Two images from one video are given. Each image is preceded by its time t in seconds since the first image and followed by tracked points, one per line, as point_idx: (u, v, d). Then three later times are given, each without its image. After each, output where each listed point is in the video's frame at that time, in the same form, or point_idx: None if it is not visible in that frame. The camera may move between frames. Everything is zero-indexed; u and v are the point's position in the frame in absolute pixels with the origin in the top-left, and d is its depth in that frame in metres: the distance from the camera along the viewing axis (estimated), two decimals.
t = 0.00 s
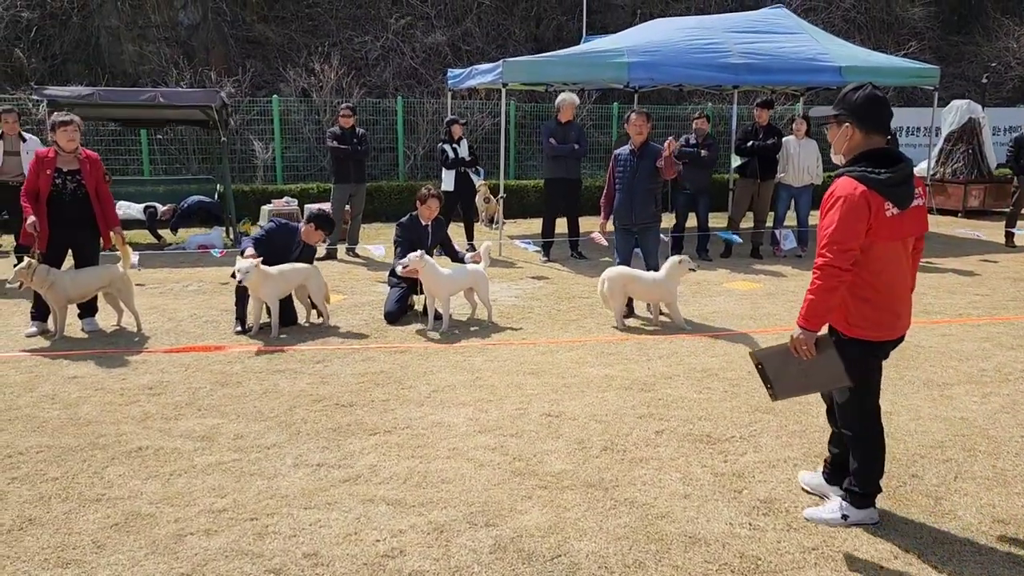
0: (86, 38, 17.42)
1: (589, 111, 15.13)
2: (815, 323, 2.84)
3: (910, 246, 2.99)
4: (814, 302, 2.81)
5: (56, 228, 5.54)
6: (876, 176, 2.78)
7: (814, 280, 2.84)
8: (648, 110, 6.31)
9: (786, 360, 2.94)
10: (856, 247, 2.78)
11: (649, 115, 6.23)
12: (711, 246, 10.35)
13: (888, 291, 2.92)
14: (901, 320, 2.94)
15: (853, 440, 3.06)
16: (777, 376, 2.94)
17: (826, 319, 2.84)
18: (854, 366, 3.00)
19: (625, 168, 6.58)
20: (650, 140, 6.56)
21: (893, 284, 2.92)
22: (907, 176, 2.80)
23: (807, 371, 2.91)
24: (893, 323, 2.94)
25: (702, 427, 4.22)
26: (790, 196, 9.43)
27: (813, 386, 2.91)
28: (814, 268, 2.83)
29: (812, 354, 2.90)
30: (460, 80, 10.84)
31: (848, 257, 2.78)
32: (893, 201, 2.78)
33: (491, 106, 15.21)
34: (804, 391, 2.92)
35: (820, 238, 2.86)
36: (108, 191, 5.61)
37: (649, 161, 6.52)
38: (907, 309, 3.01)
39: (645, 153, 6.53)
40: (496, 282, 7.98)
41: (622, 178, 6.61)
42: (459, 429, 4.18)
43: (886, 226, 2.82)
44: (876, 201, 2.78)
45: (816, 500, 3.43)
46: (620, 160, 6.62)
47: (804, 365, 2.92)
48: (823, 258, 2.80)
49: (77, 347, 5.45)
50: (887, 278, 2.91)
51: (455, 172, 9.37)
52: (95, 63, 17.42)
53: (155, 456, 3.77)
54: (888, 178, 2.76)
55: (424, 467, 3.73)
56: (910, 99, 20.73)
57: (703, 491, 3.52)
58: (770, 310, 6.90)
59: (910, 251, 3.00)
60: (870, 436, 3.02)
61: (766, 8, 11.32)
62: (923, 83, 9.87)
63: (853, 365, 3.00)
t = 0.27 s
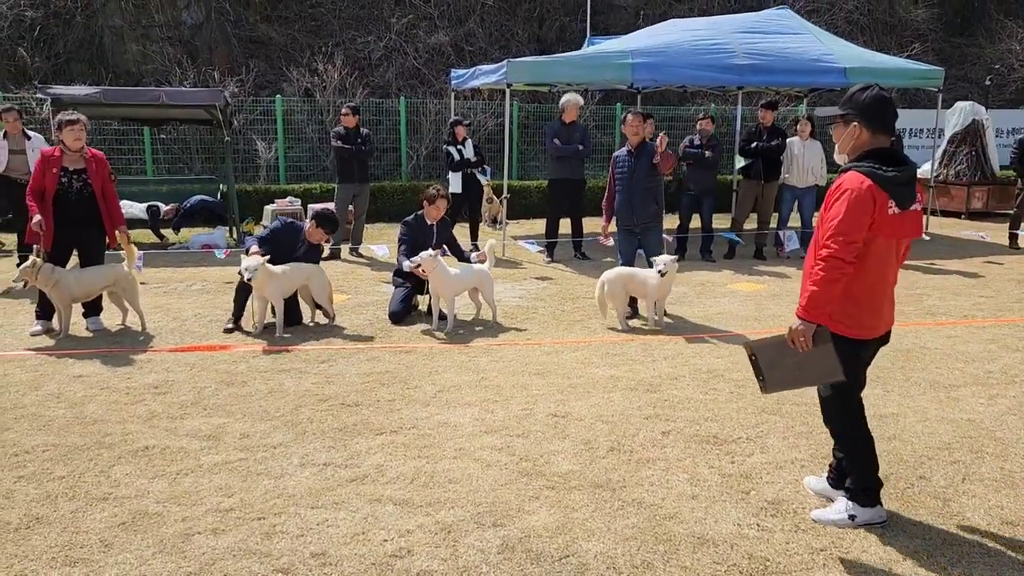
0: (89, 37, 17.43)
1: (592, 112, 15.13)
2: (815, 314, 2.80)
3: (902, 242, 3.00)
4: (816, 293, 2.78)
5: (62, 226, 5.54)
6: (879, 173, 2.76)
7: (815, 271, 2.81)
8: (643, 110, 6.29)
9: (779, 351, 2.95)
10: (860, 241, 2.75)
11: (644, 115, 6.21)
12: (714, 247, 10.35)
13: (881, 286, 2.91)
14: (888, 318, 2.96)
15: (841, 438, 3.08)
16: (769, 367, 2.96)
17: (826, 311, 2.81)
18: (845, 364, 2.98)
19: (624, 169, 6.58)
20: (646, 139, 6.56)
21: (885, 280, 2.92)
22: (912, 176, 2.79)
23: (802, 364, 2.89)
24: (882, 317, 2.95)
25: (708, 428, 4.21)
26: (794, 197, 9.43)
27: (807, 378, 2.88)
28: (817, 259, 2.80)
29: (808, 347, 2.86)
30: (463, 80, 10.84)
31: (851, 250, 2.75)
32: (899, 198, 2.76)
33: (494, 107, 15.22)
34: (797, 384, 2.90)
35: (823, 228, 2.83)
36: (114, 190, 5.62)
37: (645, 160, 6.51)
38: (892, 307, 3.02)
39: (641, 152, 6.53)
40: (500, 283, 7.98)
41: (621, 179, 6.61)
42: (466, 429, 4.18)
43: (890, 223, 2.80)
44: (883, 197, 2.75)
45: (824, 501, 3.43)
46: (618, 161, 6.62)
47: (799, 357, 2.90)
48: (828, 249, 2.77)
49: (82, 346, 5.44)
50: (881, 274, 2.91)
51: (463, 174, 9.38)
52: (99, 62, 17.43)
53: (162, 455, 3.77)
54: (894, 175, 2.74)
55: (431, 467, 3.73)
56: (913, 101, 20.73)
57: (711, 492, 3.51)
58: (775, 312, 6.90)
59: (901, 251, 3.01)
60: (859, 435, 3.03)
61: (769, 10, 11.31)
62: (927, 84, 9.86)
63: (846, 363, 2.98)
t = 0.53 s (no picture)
0: (94, 38, 17.46)
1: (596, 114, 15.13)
2: (822, 314, 2.78)
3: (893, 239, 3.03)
4: (821, 293, 2.76)
5: (66, 227, 5.55)
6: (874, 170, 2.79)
7: (819, 271, 2.79)
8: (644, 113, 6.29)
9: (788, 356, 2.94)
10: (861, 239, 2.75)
11: (645, 118, 6.20)
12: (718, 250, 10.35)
13: (878, 284, 2.92)
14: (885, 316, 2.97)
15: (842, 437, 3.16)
16: (779, 375, 2.96)
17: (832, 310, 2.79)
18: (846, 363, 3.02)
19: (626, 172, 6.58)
20: (648, 141, 6.52)
21: (881, 279, 2.93)
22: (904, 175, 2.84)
23: (810, 366, 2.88)
24: (877, 314, 2.96)
25: (712, 431, 4.21)
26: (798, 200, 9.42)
27: (815, 380, 2.87)
28: (819, 259, 2.78)
29: (816, 348, 2.84)
30: (467, 82, 10.84)
31: (854, 248, 2.75)
32: (895, 196, 2.78)
33: (498, 109, 15.24)
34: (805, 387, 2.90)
35: (822, 228, 2.82)
36: (118, 191, 5.63)
37: (647, 162, 6.51)
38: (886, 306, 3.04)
39: (643, 155, 6.52)
40: (504, 285, 7.97)
41: (623, 182, 6.60)
42: (470, 431, 4.17)
43: (887, 221, 2.82)
44: (880, 195, 2.77)
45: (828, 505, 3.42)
46: (620, 165, 6.63)
47: (807, 360, 2.89)
48: (831, 248, 2.75)
49: (86, 347, 5.44)
50: (878, 273, 2.91)
51: (470, 176, 9.41)
52: (103, 63, 17.46)
53: (166, 456, 3.77)
54: (890, 174, 2.77)
55: (434, 469, 3.73)
56: (917, 104, 20.70)
57: (715, 495, 3.50)
58: (780, 315, 6.89)
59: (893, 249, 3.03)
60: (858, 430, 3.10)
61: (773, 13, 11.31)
62: (931, 87, 9.85)
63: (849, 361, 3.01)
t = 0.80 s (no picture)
0: (104, 39, 17.54)
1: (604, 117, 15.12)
2: (811, 327, 2.74)
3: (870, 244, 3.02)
4: (809, 306, 2.73)
5: (74, 228, 5.57)
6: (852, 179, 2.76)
7: (805, 284, 2.75)
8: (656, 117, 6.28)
9: (778, 369, 2.88)
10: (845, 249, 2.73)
11: (657, 122, 6.19)
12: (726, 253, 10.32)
13: (860, 291, 2.91)
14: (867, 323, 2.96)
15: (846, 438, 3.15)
16: (770, 389, 2.89)
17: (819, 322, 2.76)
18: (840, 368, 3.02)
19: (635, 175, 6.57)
20: (658, 145, 6.51)
21: (863, 285, 2.91)
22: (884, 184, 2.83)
23: (799, 377, 2.83)
24: (861, 321, 2.95)
25: (719, 436, 4.19)
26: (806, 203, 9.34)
27: (805, 390, 2.82)
28: (804, 271, 2.75)
29: (805, 359, 2.80)
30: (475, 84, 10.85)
31: (839, 259, 2.72)
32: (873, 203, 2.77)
33: (505, 112, 15.26)
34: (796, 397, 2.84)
35: (805, 240, 2.78)
36: (127, 192, 5.64)
37: (657, 166, 6.47)
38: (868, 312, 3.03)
39: (654, 158, 6.49)
40: (511, 287, 7.97)
41: (632, 185, 6.58)
42: (476, 434, 4.17)
43: (868, 228, 2.80)
44: (861, 203, 2.75)
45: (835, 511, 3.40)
46: (630, 167, 6.61)
47: (796, 371, 2.84)
48: (816, 261, 2.71)
49: (94, 348, 5.46)
50: (860, 280, 2.90)
51: (475, 177, 9.40)
52: (113, 64, 17.54)
53: (172, 457, 3.78)
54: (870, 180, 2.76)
55: (441, 472, 3.72)
56: (926, 108, 20.65)
57: (722, 500, 3.49)
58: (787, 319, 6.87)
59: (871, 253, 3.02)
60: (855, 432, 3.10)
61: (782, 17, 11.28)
62: (940, 91, 9.80)
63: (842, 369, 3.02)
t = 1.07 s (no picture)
0: (121, 42, 17.69)
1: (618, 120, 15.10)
2: (782, 345, 2.70)
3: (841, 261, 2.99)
4: (783, 324, 2.68)
5: (90, 230, 5.61)
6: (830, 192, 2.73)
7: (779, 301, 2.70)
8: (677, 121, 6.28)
9: (741, 386, 2.83)
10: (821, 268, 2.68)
11: (678, 126, 6.19)
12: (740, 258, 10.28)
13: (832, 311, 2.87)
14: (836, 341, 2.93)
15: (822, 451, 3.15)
16: (734, 404, 2.83)
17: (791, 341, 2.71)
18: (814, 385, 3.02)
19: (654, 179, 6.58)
20: (679, 150, 6.51)
21: (834, 302, 2.88)
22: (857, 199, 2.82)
23: (763, 396, 2.79)
24: (830, 339, 2.91)
25: (732, 441, 4.17)
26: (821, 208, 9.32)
27: (771, 409, 2.79)
28: (780, 290, 2.69)
29: (774, 379, 2.75)
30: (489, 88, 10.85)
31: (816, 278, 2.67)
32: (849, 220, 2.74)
33: (519, 115, 15.27)
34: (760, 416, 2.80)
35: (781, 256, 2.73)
36: (143, 193, 5.67)
37: (676, 171, 6.48)
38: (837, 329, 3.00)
39: (673, 163, 6.50)
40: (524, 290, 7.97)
41: (649, 189, 6.59)
42: (488, 438, 4.17)
43: (842, 246, 2.76)
44: (837, 221, 2.71)
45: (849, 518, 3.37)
46: (649, 171, 6.63)
47: (762, 389, 2.80)
48: (791, 278, 2.66)
49: (111, 348, 5.49)
50: (831, 297, 2.86)
51: (486, 180, 9.40)
52: (130, 67, 17.69)
53: (186, 458, 3.80)
54: (846, 196, 2.74)
55: (453, 475, 3.72)
56: (943, 112, 20.51)
57: (735, 506, 3.47)
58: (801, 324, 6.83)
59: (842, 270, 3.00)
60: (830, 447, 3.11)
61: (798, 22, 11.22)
62: (958, 96, 9.70)
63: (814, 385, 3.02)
